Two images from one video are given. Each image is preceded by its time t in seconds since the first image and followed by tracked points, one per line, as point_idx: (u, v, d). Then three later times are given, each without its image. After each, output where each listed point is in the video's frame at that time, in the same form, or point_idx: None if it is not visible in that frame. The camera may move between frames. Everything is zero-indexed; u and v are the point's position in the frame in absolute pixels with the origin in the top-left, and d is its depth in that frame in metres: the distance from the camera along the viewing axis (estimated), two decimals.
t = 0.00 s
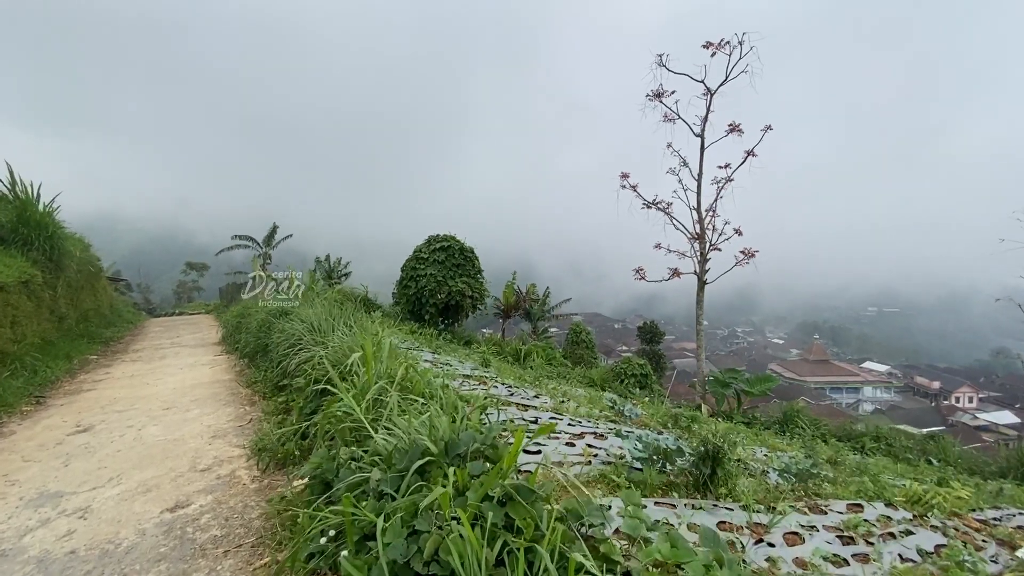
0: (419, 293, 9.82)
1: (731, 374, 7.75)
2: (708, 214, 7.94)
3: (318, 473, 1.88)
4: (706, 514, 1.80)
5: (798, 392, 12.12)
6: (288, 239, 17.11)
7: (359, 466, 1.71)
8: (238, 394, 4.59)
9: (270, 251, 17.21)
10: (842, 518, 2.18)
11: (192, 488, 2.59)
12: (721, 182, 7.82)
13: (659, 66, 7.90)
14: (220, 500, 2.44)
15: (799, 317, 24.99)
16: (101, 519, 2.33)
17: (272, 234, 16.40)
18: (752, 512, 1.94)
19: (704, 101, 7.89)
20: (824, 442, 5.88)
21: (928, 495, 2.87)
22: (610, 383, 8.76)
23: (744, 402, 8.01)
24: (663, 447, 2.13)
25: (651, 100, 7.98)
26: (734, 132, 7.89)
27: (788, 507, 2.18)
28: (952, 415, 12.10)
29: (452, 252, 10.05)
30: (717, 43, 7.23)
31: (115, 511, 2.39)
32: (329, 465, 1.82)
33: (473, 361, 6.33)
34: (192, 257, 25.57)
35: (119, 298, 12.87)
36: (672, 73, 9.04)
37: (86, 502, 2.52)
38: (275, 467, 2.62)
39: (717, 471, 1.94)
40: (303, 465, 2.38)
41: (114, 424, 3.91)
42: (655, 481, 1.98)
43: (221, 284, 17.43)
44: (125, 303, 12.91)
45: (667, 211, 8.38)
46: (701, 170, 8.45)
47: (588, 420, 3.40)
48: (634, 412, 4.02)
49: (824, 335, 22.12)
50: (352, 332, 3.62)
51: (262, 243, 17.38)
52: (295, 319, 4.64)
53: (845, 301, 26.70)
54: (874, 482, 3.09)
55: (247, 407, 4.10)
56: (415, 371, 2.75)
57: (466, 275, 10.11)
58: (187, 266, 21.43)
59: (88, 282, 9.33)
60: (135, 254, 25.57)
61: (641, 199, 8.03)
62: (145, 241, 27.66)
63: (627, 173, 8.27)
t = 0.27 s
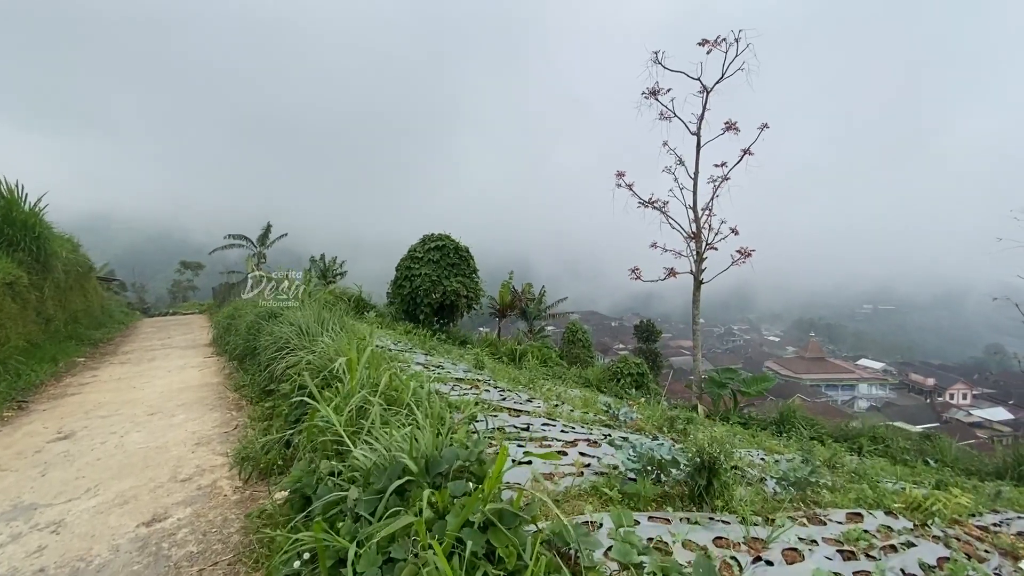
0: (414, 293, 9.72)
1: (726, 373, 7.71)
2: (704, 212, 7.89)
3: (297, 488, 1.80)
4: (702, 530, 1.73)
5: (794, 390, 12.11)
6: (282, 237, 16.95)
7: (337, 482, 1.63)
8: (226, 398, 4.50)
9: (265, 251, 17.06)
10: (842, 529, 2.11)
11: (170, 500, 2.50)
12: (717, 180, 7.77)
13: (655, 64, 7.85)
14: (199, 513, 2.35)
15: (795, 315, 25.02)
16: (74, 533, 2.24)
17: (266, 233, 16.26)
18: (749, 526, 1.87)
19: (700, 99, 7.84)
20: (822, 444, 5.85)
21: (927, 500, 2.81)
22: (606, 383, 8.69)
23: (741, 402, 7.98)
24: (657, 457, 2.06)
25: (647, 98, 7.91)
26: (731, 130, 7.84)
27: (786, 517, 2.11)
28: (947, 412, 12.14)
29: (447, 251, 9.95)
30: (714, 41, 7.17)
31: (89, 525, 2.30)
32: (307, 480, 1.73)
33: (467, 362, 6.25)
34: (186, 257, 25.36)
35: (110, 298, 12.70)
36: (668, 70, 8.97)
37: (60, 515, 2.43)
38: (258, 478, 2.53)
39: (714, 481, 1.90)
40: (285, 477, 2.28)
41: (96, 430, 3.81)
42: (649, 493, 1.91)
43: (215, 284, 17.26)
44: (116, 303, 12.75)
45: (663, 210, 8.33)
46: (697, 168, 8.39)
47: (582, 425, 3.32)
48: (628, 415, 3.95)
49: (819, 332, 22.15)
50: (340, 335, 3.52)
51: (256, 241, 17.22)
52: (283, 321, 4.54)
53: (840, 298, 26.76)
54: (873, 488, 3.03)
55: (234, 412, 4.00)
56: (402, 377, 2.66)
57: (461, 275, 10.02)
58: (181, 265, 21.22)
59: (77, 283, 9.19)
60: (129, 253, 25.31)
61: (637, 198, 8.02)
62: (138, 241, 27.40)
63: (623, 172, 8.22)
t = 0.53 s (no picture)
0: (407, 292, 9.64)
1: (720, 372, 7.71)
2: (699, 211, 7.86)
3: (276, 498, 1.73)
4: (695, 540, 1.68)
5: (788, 389, 12.12)
6: (275, 236, 16.77)
7: (316, 493, 1.56)
8: (212, 401, 4.42)
9: (257, 250, 16.90)
10: (838, 535, 2.06)
11: (149, 508, 2.43)
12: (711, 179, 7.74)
13: (649, 62, 7.80)
14: (177, 523, 2.28)
15: (788, 312, 25.10)
16: (48, 544, 2.16)
17: (259, 231, 16.09)
18: (744, 534, 1.82)
19: (694, 97, 7.80)
20: (817, 444, 5.83)
21: (922, 503, 2.78)
22: (601, 382, 8.66)
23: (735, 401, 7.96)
24: (649, 463, 2.00)
25: (641, 96, 7.86)
26: (725, 129, 7.80)
27: (781, 523, 2.05)
28: (938, 409, 12.20)
29: (440, 250, 9.87)
30: (708, 38, 7.13)
31: (64, 535, 2.22)
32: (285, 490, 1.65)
33: (459, 362, 6.18)
34: (178, 255, 25.10)
35: (99, 297, 12.52)
36: (662, 67, 8.91)
37: (34, 525, 2.35)
38: (239, 485, 2.46)
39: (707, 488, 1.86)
40: (266, 485, 2.21)
41: (78, 434, 3.72)
42: (640, 501, 1.85)
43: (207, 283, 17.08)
44: (106, 303, 12.57)
45: (657, 209, 8.29)
46: (691, 166, 8.36)
47: (574, 427, 3.26)
48: (621, 417, 3.89)
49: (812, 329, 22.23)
50: (326, 337, 3.44)
51: (248, 240, 17.03)
52: (271, 322, 4.45)
53: (833, 296, 26.86)
54: (868, 490, 2.99)
55: (219, 415, 3.92)
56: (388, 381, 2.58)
57: (455, 274, 9.94)
58: (173, 264, 20.90)
59: (65, 283, 9.04)
60: (120, 251, 25.01)
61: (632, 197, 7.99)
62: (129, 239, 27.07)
63: (617, 171, 8.18)
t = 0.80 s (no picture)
0: (398, 291, 9.56)
1: (711, 372, 7.78)
2: (691, 210, 7.86)
3: (256, 507, 1.66)
4: (688, 548, 1.64)
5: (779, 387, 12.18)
6: (265, 235, 16.58)
7: (297, 502, 1.50)
8: (196, 403, 4.33)
9: (247, 249, 16.70)
10: (832, 540, 2.02)
11: (127, 517, 2.36)
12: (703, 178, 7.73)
13: (641, 60, 7.77)
14: (155, 532, 2.21)
15: (778, 310, 25.26)
16: (19, 555, 2.09)
17: (248, 230, 15.90)
18: (738, 539, 1.78)
19: (687, 96, 7.79)
20: (808, 443, 5.84)
21: (914, 504, 2.76)
22: (593, 382, 8.64)
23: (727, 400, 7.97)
24: (642, 467, 1.96)
25: (633, 94, 7.83)
26: (717, 127, 7.79)
27: (775, 527, 2.02)
28: (925, 406, 12.33)
29: (432, 249, 9.78)
30: (700, 37, 7.11)
31: (37, 545, 2.15)
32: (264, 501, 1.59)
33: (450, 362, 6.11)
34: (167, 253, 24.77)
35: (85, 297, 12.30)
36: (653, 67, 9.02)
37: (6, 534, 2.26)
38: (221, 491, 2.39)
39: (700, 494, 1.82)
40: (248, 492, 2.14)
41: (57, 438, 3.62)
42: (632, 506, 1.80)
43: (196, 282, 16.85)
44: (91, 302, 12.34)
45: (649, 208, 8.28)
46: (683, 165, 8.35)
47: (565, 429, 3.21)
48: (613, 417, 3.85)
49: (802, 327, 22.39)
50: (313, 338, 3.37)
51: (238, 239, 16.82)
52: (257, 323, 4.37)
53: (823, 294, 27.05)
54: (859, 491, 2.97)
55: (203, 419, 3.83)
56: (375, 384, 2.52)
57: (447, 273, 9.86)
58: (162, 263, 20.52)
59: (49, 282, 8.85)
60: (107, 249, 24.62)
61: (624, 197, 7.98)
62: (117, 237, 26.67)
63: (609, 170, 8.17)
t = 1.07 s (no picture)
0: (388, 291, 9.45)
1: (703, 371, 7.73)
2: (681, 210, 7.86)
3: (235, 520, 1.59)
4: (684, 558, 1.59)
5: (767, 386, 12.25)
6: (252, 233, 16.32)
7: (278, 516, 1.43)
8: (179, 406, 4.22)
9: (234, 247, 16.46)
10: (828, 544, 1.99)
11: (103, 527, 2.27)
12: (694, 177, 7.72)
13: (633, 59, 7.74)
14: (132, 544, 2.13)
15: (767, 308, 25.47)
16: None
17: (236, 228, 15.66)
18: (735, 548, 1.74)
19: (678, 96, 7.78)
20: (797, 443, 5.86)
21: (906, 505, 2.74)
22: (584, 382, 8.61)
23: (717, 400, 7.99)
24: (637, 474, 1.92)
25: (625, 94, 7.81)
26: (707, 127, 7.79)
27: (770, 533, 1.98)
28: (910, 404, 12.46)
29: (422, 248, 9.68)
30: (692, 36, 7.09)
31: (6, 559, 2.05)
32: (244, 514, 1.52)
33: (440, 363, 6.03)
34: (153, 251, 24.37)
35: (67, 297, 12.04)
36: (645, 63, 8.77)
37: None
38: (202, 499, 2.31)
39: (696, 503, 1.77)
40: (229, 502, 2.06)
41: (33, 444, 3.50)
42: (627, 515, 1.75)
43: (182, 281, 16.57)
44: (73, 302, 12.06)
45: (640, 207, 8.26)
46: (674, 165, 8.33)
47: (558, 433, 3.15)
48: (606, 419, 3.80)
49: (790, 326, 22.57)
50: (299, 341, 3.28)
51: (225, 237, 16.55)
52: (242, 325, 4.26)
53: (810, 293, 27.30)
54: (851, 493, 2.96)
55: (186, 423, 3.73)
56: (362, 388, 2.45)
57: (437, 272, 9.77)
58: (146, 261, 20.09)
59: (29, 281, 8.63)
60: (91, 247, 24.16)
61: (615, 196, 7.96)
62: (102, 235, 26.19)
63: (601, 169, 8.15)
